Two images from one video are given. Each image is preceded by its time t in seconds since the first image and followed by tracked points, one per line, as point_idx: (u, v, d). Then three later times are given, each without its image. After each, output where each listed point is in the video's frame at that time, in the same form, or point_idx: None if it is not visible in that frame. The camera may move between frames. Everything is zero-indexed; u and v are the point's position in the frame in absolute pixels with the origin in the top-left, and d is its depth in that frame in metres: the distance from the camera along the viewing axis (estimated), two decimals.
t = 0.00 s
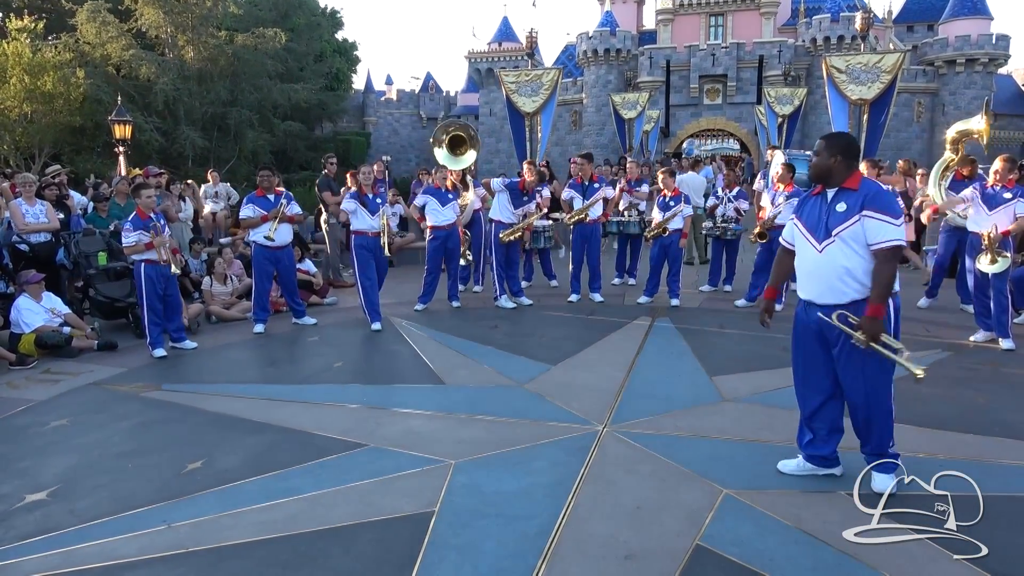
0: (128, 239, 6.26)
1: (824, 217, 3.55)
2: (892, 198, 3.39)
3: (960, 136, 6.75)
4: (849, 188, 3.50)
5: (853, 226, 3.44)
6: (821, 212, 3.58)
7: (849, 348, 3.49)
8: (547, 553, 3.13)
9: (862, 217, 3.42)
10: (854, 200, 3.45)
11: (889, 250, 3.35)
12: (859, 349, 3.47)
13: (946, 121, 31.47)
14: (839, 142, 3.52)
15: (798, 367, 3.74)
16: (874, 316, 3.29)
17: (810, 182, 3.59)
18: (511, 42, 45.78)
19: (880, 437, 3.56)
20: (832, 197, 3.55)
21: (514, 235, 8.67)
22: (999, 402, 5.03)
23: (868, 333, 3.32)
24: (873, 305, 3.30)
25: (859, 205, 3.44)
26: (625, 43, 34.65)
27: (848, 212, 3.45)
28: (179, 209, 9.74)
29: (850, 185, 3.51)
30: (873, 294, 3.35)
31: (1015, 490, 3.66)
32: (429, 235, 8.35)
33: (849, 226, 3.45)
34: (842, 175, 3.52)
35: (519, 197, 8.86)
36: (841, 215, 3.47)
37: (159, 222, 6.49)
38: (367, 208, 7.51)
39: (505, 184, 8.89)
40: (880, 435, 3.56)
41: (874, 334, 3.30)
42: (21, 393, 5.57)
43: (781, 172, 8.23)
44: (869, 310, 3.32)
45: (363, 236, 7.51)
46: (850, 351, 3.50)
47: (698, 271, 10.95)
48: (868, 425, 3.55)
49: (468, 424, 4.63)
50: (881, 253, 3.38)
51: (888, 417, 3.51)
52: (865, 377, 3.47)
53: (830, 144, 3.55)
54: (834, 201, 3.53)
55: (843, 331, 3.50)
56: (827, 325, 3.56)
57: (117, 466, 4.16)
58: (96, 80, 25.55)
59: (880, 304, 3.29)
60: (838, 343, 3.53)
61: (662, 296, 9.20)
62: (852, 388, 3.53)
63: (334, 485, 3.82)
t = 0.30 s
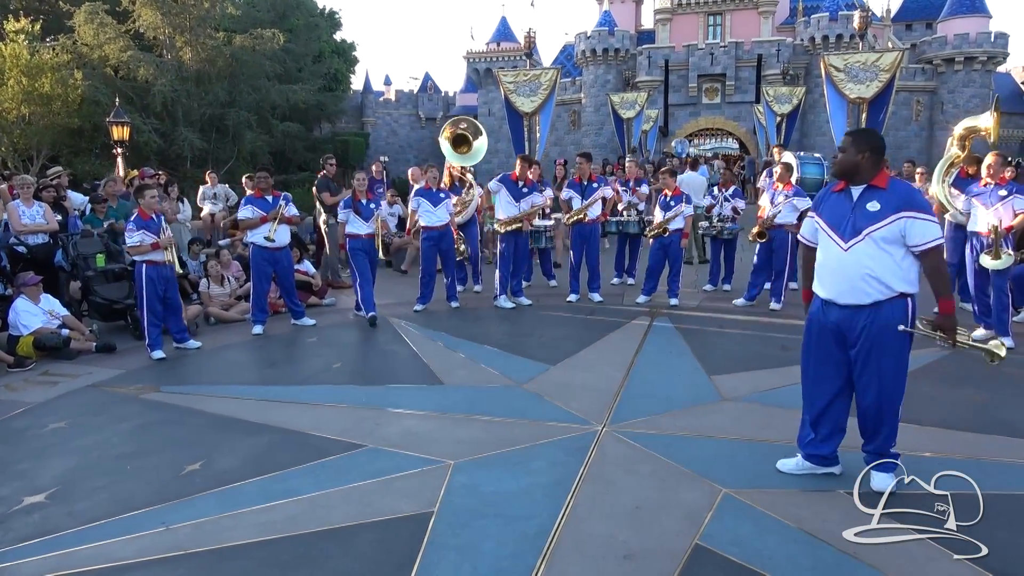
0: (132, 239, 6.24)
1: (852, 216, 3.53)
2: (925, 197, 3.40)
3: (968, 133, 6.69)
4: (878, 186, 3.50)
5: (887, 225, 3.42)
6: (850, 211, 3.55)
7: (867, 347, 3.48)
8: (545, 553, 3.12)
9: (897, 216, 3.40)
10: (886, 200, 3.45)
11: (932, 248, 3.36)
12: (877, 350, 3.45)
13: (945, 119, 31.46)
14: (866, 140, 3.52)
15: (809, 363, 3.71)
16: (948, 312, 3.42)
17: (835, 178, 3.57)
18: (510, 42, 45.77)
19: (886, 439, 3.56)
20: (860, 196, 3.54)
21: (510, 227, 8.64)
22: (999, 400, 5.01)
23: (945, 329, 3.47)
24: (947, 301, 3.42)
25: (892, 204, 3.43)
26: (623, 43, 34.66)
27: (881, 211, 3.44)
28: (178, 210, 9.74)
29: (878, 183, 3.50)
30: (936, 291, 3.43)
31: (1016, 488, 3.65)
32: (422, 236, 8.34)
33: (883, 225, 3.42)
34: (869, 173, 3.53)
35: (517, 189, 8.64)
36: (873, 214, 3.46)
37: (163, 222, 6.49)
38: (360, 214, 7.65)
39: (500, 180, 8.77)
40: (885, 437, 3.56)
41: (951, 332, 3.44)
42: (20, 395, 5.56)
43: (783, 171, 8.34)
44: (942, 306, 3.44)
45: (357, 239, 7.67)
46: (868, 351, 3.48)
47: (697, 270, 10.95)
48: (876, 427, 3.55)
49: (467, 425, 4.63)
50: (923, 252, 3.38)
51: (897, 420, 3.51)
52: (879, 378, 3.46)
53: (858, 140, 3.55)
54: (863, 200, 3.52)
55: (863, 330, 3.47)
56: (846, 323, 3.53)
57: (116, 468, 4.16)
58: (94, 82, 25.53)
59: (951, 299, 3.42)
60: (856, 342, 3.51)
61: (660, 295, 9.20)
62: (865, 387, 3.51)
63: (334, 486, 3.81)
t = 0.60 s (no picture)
0: (139, 238, 6.27)
1: (875, 217, 3.51)
2: (950, 201, 3.41)
3: (964, 131, 6.72)
4: (904, 187, 3.49)
5: (912, 227, 3.42)
6: (873, 211, 3.53)
7: (887, 347, 3.48)
8: (543, 553, 3.12)
9: (923, 219, 3.40)
10: (911, 202, 3.44)
11: (954, 253, 3.38)
12: (896, 349, 3.47)
13: (943, 118, 31.47)
14: (892, 139, 3.48)
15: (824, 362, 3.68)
16: (956, 318, 3.39)
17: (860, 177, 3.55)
18: (508, 42, 45.78)
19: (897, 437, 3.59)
20: (884, 196, 3.52)
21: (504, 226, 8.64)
22: (996, 399, 5.02)
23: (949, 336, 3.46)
24: (955, 308, 3.39)
25: (917, 206, 3.43)
26: (621, 42, 34.70)
27: (907, 213, 3.43)
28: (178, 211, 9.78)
29: (904, 184, 3.49)
30: (950, 298, 3.40)
31: (1015, 488, 3.65)
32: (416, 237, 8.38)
33: (908, 228, 3.42)
34: (894, 174, 3.51)
35: (517, 189, 8.70)
36: (898, 216, 3.45)
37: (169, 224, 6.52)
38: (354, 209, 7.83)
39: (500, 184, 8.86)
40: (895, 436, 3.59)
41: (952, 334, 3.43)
42: (19, 397, 5.56)
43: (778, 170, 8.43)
44: (951, 312, 3.40)
45: (351, 234, 7.89)
46: (888, 350, 3.49)
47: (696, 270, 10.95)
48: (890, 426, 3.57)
49: (465, 425, 4.63)
50: (944, 257, 3.39)
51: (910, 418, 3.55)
52: (899, 378, 3.48)
53: (885, 140, 3.50)
54: (887, 201, 3.50)
55: (884, 330, 3.47)
56: (866, 323, 3.51)
57: (114, 470, 4.16)
58: (92, 84, 25.51)
59: (961, 306, 3.38)
60: (876, 341, 3.50)
61: (659, 295, 9.22)
62: (884, 387, 3.53)
63: (332, 486, 3.81)
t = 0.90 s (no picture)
0: (147, 236, 6.31)
1: (890, 214, 3.50)
2: (966, 205, 3.40)
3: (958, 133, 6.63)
4: (923, 188, 3.47)
5: (926, 227, 3.41)
6: (889, 208, 3.51)
7: (890, 346, 3.49)
8: (543, 553, 3.13)
9: (937, 220, 3.39)
10: (928, 203, 3.43)
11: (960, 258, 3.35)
12: (899, 349, 3.48)
13: (941, 118, 31.53)
14: (916, 140, 3.44)
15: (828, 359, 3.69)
16: (931, 320, 3.29)
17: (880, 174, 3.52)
18: (506, 42, 45.79)
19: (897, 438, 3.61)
20: (902, 194, 3.50)
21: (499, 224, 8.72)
22: (994, 399, 5.03)
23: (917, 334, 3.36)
24: (934, 310, 3.29)
25: (934, 207, 3.42)
26: (620, 43, 34.73)
27: (922, 213, 3.42)
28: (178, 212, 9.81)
29: (923, 185, 3.47)
30: (935, 298, 3.31)
31: (1015, 488, 3.65)
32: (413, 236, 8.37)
33: (922, 227, 3.41)
34: (915, 174, 3.48)
35: (513, 187, 8.75)
36: (914, 215, 3.43)
37: (177, 224, 6.59)
38: (347, 207, 7.92)
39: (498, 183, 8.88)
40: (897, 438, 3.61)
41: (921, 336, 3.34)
42: (18, 398, 5.57)
43: (769, 171, 8.45)
44: (928, 314, 3.30)
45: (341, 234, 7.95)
46: (890, 350, 3.50)
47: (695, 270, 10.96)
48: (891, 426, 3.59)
49: (464, 425, 4.64)
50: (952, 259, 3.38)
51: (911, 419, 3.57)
52: (901, 378, 3.50)
53: (909, 140, 3.46)
54: (905, 199, 3.48)
55: (888, 330, 3.48)
56: (870, 321, 3.52)
57: (113, 470, 4.16)
58: (91, 86, 25.25)
59: (940, 309, 3.28)
60: (879, 340, 3.51)
61: (657, 295, 9.23)
62: (886, 386, 3.54)
63: (332, 487, 3.82)
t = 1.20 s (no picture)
0: (150, 235, 6.31)
1: (893, 213, 3.50)
2: (969, 208, 3.40)
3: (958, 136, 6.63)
4: (928, 189, 3.47)
5: (928, 228, 3.41)
6: (892, 207, 3.52)
7: (891, 348, 3.50)
8: (542, 553, 3.13)
9: (939, 222, 3.40)
10: (932, 203, 3.43)
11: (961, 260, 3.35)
12: (900, 350, 3.49)
13: (940, 120, 31.58)
14: (922, 142, 3.43)
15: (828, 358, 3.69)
16: (938, 324, 3.28)
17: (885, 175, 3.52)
18: (506, 43, 45.78)
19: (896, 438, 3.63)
20: (906, 194, 3.51)
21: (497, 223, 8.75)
22: (994, 400, 5.03)
23: (925, 339, 3.34)
24: (943, 312, 3.28)
25: (937, 208, 3.42)
26: (620, 43, 34.75)
27: (925, 214, 3.43)
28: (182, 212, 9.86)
29: (928, 186, 3.47)
30: (942, 300, 3.31)
31: (1015, 488, 3.66)
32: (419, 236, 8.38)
33: (924, 228, 3.41)
34: (920, 175, 3.48)
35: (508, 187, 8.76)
36: (917, 215, 3.44)
37: (183, 224, 6.60)
38: (337, 207, 7.94)
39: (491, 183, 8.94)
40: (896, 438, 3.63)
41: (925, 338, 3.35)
42: (17, 397, 5.56)
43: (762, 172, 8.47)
44: (936, 316, 3.29)
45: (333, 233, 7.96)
46: (892, 352, 3.51)
47: (694, 270, 10.95)
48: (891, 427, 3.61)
49: (464, 425, 4.63)
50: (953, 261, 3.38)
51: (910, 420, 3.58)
52: (902, 379, 3.51)
53: (915, 142, 3.46)
54: (908, 199, 3.49)
55: (889, 331, 3.48)
56: (872, 322, 3.52)
57: (112, 470, 4.16)
58: (91, 84, 25.41)
59: (948, 312, 3.28)
60: (880, 341, 3.51)
61: (657, 295, 9.23)
62: (887, 387, 3.55)
63: (332, 487, 3.81)
